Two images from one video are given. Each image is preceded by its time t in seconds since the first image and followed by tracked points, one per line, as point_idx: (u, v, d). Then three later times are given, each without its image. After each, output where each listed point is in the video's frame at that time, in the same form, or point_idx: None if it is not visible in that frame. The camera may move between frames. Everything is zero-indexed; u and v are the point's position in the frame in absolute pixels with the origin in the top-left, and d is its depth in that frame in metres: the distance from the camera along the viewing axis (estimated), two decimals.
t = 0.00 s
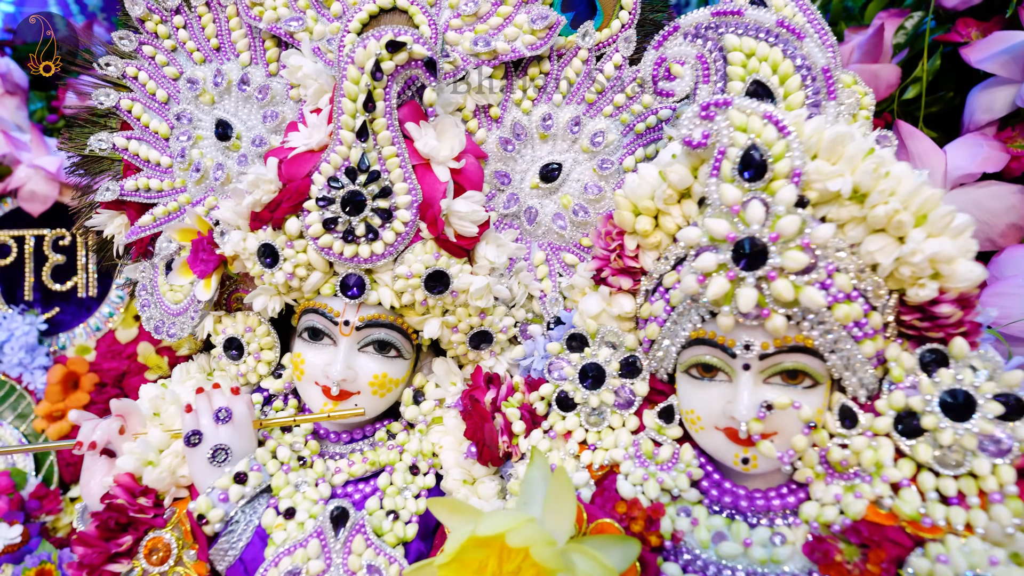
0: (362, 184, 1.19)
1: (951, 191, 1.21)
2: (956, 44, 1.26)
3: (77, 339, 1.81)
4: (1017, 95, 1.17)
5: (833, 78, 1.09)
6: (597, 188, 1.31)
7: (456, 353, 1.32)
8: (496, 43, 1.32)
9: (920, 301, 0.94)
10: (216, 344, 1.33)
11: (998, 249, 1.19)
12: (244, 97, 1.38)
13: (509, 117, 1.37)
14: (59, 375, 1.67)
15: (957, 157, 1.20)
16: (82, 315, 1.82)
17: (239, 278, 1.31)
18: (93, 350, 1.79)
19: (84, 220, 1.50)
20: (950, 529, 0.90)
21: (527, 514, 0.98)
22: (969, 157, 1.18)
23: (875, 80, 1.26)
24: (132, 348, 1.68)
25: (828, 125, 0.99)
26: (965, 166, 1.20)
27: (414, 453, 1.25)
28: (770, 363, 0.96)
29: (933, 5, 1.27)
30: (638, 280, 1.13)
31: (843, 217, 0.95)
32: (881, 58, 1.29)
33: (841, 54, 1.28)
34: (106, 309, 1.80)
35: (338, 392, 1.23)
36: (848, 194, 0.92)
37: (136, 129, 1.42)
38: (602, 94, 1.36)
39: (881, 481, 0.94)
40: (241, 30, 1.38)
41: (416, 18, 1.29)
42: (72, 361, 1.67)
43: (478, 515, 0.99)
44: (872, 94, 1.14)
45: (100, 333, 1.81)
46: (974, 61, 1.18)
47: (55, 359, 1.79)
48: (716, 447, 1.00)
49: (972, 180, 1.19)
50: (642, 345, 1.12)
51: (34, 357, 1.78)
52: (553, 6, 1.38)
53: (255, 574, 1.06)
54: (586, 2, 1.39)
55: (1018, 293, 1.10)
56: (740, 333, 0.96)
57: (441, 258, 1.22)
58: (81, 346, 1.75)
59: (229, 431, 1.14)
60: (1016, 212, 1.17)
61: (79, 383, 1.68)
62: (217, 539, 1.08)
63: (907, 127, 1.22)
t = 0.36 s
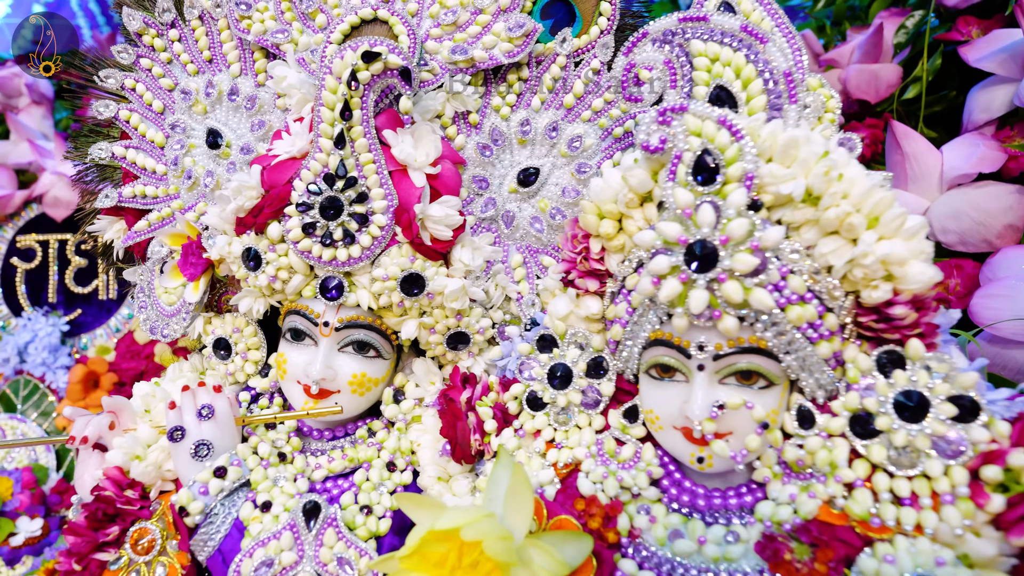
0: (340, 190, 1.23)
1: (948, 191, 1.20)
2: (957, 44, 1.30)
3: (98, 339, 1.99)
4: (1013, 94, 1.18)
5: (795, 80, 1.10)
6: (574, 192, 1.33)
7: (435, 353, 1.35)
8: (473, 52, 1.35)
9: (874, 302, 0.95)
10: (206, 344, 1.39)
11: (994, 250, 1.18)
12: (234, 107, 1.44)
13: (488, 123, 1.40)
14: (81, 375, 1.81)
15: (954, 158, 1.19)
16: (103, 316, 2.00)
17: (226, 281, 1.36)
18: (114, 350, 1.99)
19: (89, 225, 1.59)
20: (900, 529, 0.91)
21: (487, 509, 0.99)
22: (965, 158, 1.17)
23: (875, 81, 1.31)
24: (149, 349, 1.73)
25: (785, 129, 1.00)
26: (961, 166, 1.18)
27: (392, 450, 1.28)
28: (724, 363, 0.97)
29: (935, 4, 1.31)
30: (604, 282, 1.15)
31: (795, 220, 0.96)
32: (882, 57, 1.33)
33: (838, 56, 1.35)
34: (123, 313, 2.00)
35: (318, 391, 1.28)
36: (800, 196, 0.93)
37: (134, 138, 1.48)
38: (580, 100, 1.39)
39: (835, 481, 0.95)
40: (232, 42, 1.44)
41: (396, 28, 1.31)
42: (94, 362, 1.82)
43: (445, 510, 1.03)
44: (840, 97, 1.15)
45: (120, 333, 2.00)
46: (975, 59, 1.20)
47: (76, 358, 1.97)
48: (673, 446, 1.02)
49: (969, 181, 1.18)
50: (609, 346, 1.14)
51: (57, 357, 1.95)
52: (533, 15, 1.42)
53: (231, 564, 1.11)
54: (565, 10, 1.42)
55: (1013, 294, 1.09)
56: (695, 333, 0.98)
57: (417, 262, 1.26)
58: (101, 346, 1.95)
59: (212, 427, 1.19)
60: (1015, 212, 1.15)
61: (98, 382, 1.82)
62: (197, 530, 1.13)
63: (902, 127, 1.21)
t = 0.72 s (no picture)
0: (326, 195, 1.30)
1: (945, 191, 1.23)
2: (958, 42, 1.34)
3: (126, 339, 2.13)
4: (1012, 92, 1.20)
5: (756, 84, 1.14)
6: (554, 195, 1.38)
7: (420, 351, 1.40)
8: (457, 61, 1.40)
9: (827, 299, 0.97)
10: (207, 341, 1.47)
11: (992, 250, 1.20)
12: (233, 116, 1.51)
13: (472, 129, 1.45)
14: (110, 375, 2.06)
15: (952, 158, 1.22)
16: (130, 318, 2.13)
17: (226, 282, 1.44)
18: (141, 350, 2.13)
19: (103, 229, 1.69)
20: (848, 520, 0.93)
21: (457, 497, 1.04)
22: (961, 158, 1.20)
23: (876, 81, 1.37)
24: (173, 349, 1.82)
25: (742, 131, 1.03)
26: (958, 166, 1.21)
27: (377, 443, 1.34)
28: (680, 358, 1.00)
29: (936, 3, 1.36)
30: (575, 281, 1.19)
31: (748, 220, 0.99)
32: (884, 57, 1.40)
33: (841, 57, 1.43)
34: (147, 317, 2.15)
35: (307, 385, 1.34)
36: (752, 197, 0.96)
37: (143, 147, 1.57)
38: (562, 106, 1.43)
39: (787, 473, 0.97)
40: (232, 56, 1.52)
41: (383, 39, 1.38)
42: (121, 362, 2.05)
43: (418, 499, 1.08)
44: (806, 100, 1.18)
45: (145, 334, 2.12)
46: (973, 58, 1.24)
47: (104, 358, 2.11)
48: (634, 438, 1.06)
49: (966, 180, 1.20)
50: (580, 343, 1.18)
51: (85, 356, 2.08)
52: (517, 25, 1.47)
53: (218, 546, 1.18)
54: (549, 19, 1.46)
55: (1004, 294, 1.11)
56: (652, 330, 1.01)
57: (400, 263, 1.32)
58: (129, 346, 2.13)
59: (205, 418, 1.27)
60: (1012, 211, 1.17)
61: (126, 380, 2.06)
62: (189, 515, 1.21)
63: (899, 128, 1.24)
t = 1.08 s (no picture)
0: (327, 201, 1.39)
1: (947, 192, 1.30)
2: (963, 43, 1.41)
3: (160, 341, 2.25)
4: (1014, 93, 1.27)
5: (727, 90, 1.18)
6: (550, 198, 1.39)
7: (418, 348, 1.47)
8: (452, 73, 1.47)
9: (789, 297, 1.01)
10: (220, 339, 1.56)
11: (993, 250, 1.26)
12: (246, 128, 1.60)
13: (467, 137, 1.52)
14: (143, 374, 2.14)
15: (952, 159, 1.30)
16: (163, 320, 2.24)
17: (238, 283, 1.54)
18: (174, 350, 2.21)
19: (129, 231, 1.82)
20: (806, 509, 0.96)
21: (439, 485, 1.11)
22: (961, 160, 1.27)
23: (883, 84, 1.45)
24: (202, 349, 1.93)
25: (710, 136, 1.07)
26: (959, 167, 1.28)
27: (376, 435, 1.41)
28: (649, 353, 1.05)
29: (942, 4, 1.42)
30: (557, 280, 1.24)
31: (713, 221, 1.04)
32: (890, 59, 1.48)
33: (848, 61, 1.52)
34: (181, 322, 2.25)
35: (310, 379, 1.42)
36: (715, 199, 1.01)
37: (164, 158, 1.68)
38: (555, 113, 1.48)
39: (751, 464, 1.01)
40: (245, 72, 1.62)
41: (382, 54, 1.47)
42: (155, 362, 2.14)
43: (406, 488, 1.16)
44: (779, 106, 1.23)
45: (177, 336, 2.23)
46: (976, 60, 1.32)
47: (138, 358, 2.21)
48: (608, 430, 1.11)
49: (966, 181, 1.27)
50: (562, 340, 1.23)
51: (122, 356, 2.18)
52: (511, 37, 1.53)
53: (224, 527, 1.27)
54: (542, 30, 1.52)
55: (999, 295, 1.16)
56: (622, 326, 1.06)
57: (396, 264, 1.39)
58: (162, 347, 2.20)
59: (215, 410, 1.37)
60: (1012, 212, 1.23)
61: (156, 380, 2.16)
62: (198, 499, 1.30)
63: (898, 131, 1.32)
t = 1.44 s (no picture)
0: (334, 195, 1.47)
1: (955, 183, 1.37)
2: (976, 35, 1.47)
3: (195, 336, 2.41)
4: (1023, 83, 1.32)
5: (709, 82, 1.23)
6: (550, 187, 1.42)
7: (422, 335, 1.54)
8: (454, 71, 1.54)
9: (764, 279, 1.04)
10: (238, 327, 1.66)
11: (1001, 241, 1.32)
12: (263, 128, 1.69)
13: (469, 133, 1.58)
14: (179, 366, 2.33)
15: (960, 150, 1.36)
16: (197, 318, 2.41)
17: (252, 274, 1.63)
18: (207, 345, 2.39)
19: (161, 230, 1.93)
20: (776, 484, 0.99)
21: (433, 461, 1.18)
22: (969, 151, 1.33)
23: (896, 77, 1.54)
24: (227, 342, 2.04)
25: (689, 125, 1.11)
26: (967, 158, 1.34)
27: (380, 417, 1.47)
28: (629, 334, 1.10)
29: None
30: (549, 268, 1.29)
31: (689, 206, 1.07)
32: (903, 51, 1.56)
33: (862, 55, 1.60)
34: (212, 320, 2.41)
35: (319, 364, 1.50)
36: (690, 185, 1.05)
37: (188, 157, 1.78)
38: (554, 109, 1.52)
39: (726, 440, 1.05)
40: (262, 75, 1.71)
41: (388, 55, 1.54)
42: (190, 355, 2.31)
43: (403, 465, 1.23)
44: (763, 96, 1.27)
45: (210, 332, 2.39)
46: (988, 49, 1.35)
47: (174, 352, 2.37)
48: (592, 408, 1.16)
49: (973, 172, 1.34)
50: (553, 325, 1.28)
51: (159, 351, 2.34)
52: (512, 36, 1.60)
53: (235, 500, 1.36)
54: (542, 29, 1.58)
55: (1002, 285, 1.22)
56: (603, 308, 1.11)
57: (398, 254, 1.46)
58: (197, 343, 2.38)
59: (230, 390, 1.46)
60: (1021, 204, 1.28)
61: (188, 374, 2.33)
62: (213, 473, 1.40)
63: (906, 124, 1.40)
